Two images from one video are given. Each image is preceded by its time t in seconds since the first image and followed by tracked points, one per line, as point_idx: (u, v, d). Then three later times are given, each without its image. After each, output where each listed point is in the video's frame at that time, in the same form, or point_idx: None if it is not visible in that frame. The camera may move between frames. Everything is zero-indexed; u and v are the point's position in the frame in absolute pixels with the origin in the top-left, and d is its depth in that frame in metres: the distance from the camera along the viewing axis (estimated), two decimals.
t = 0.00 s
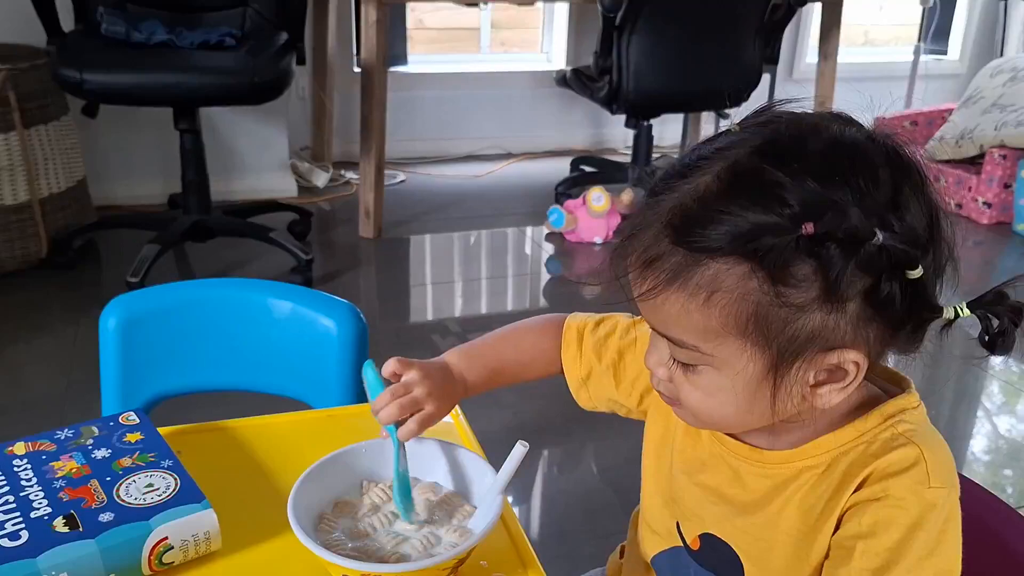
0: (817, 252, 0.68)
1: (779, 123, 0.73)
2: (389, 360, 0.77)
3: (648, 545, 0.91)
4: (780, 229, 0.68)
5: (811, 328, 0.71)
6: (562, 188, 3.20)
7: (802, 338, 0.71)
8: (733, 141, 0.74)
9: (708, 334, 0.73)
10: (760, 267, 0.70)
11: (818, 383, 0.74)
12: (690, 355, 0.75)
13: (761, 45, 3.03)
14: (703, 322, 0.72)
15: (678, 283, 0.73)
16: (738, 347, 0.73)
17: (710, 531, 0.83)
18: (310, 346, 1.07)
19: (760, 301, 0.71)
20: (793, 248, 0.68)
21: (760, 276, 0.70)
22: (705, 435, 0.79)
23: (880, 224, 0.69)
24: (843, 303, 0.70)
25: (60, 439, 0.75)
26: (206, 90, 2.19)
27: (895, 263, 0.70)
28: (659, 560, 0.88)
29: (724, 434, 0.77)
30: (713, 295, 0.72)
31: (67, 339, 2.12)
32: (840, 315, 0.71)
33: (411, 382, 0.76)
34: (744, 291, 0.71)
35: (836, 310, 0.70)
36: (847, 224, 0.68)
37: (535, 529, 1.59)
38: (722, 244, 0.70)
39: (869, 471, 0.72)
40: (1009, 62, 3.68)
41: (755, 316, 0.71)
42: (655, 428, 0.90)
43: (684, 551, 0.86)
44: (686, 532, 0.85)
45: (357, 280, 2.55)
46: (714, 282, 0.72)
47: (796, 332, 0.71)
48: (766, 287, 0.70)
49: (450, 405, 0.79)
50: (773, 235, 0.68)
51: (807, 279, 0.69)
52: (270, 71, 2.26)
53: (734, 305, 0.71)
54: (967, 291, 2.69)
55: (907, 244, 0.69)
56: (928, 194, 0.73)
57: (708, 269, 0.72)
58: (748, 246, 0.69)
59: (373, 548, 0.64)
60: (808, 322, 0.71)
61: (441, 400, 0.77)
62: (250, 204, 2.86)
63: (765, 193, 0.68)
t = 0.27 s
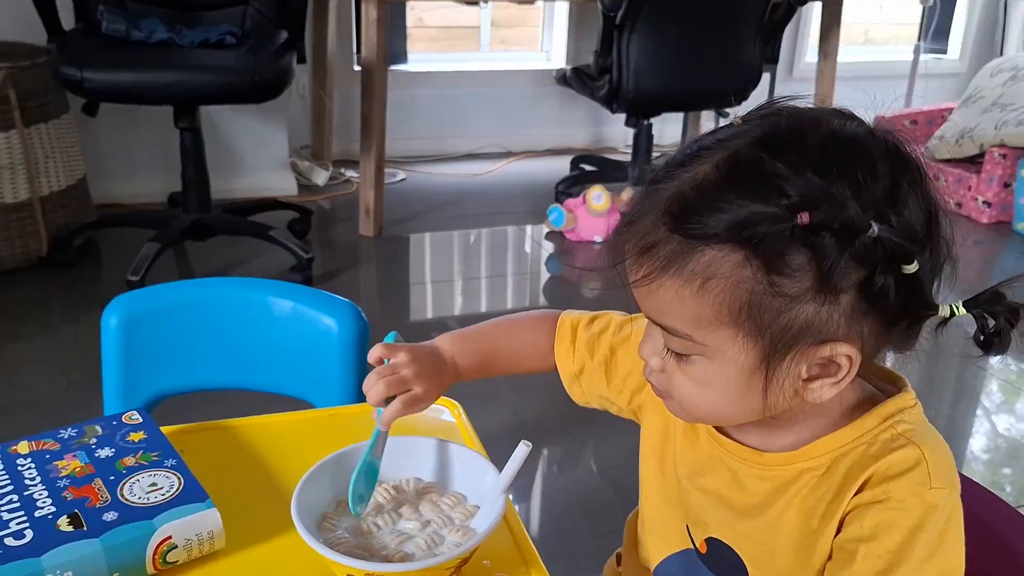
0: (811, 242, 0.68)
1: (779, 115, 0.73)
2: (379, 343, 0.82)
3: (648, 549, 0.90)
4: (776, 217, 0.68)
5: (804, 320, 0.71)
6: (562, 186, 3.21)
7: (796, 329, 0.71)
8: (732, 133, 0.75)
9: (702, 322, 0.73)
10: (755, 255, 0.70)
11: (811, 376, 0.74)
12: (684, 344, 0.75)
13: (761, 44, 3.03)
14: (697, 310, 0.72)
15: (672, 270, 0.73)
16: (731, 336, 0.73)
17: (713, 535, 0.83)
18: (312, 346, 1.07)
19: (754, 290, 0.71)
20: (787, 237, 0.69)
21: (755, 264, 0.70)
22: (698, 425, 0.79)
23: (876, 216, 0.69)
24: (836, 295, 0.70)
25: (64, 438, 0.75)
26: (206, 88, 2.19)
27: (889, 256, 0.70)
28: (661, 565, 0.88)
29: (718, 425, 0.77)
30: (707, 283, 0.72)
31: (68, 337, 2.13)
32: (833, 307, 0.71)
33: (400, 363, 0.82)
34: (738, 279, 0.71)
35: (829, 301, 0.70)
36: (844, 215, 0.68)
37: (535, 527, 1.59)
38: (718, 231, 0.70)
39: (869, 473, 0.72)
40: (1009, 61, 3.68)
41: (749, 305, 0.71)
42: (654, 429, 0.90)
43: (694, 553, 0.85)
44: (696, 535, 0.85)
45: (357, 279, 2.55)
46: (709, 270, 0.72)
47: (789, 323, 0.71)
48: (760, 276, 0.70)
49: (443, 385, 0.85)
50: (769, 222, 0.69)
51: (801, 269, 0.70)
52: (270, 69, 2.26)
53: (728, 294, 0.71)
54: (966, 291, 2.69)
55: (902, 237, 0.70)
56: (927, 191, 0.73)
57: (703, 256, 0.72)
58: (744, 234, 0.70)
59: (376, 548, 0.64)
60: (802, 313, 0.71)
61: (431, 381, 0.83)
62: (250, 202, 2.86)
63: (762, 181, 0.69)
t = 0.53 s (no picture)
0: (791, 226, 0.69)
1: (765, 105, 0.74)
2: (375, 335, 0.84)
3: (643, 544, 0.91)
4: (758, 202, 0.69)
5: (786, 305, 0.72)
6: (563, 185, 3.21)
7: (777, 314, 0.72)
8: (720, 123, 0.76)
9: (686, 307, 0.74)
10: (737, 240, 0.71)
11: (794, 362, 0.74)
12: (668, 329, 0.76)
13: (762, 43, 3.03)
14: (681, 295, 0.73)
15: (657, 254, 0.74)
16: (714, 321, 0.73)
17: (712, 528, 0.83)
18: (320, 343, 1.08)
19: (736, 274, 0.72)
20: (768, 221, 0.69)
21: (737, 249, 0.71)
22: (683, 411, 0.80)
23: (858, 202, 0.69)
24: (816, 280, 0.71)
25: (78, 433, 0.76)
26: (210, 86, 2.20)
27: (871, 243, 0.70)
28: (658, 560, 0.89)
29: (702, 409, 0.78)
30: (690, 267, 0.73)
31: (72, 334, 2.14)
32: (814, 292, 0.71)
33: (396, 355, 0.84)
34: (721, 264, 0.72)
35: (810, 287, 0.71)
36: (825, 200, 0.68)
37: (537, 524, 1.60)
38: (701, 216, 0.71)
39: (869, 463, 0.73)
40: (1009, 61, 3.68)
41: (731, 289, 0.72)
42: (648, 425, 0.91)
43: (689, 546, 0.86)
44: (690, 529, 0.86)
45: (360, 277, 2.56)
46: (692, 254, 0.73)
47: (770, 308, 0.72)
48: (741, 260, 0.71)
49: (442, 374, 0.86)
50: (751, 207, 0.70)
51: (782, 253, 0.70)
52: (274, 68, 2.27)
53: (711, 278, 0.72)
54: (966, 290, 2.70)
55: (884, 223, 0.70)
56: (912, 182, 0.73)
57: (687, 240, 0.73)
58: (727, 218, 0.70)
59: (388, 541, 0.65)
60: (783, 298, 0.71)
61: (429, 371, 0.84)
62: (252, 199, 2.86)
63: (742, 167, 0.70)
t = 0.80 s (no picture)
0: (775, 209, 0.69)
1: (752, 94, 0.75)
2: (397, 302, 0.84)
3: (635, 532, 0.91)
4: (742, 185, 0.69)
5: (770, 290, 0.71)
6: (564, 182, 3.21)
7: (761, 299, 0.71)
8: (708, 111, 0.76)
9: (671, 291, 0.73)
10: (722, 222, 0.70)
11: (777, 349, 0.74)
12: (654, 313, 0.75)
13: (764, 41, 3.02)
14: (666, 278, 0.73)
15: (644, 237, 0.74)
16: (699, 305, 0.73)
17: (701, 517, 0.83)
18: (323, 340, 1.08)
19: (721, 258, 0.71)
20: (752, 205, 0.69)
21: (722, 232, 0.71)
22: (670, 398, 0.79)
23: (841, 187, 0.69)
24: (800, 264, 0.70)
25: (81, 431, 0.76)
26: (213, 84, 2.20)
27: (854, 229, 0.70)
28: (649, 549, 0.89)
29: (688, 395, 0.77)
30: (676, 250, 0.72)
31: (74, 331, 2.14)
32: (797, 277, 0.71)
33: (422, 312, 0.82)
34: (706, 247, 0.71)
35: (793, 271, 0.70)
36: (808, 184, 0.68)
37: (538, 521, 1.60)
38: (687, 199, 0.71)
39: (861, 453, 0.73)
40: (1010, 59, 3.68)
41: (716, 273, 0.71)
42: (643, 415, 0.91)
43: (679, 536, 0.86)
44: (680, 519, 0.86)
45: (361, 274, 2.55)
46: (678, 238, 0.72)
47: (754, 293, 0.71)
48: (726, 244, 0.71)
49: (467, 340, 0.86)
50: (735, 190, 0.69)
51: (766, 237, 0.70)
52: (276, 65, 2.26)
53: (695, 262, 0.72)
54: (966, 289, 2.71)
55: (866, 208, 0.70)
56: (895, 171, 0.73)
57: (673, 224, 0.73)
58: (712, 201, 0.70)
59: (391, 539, 0.65)
60: (766, 283, 0.71)
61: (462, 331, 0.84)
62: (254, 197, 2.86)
63: (730, 150, 0.70)
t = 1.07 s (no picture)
0: (774, 186, 0.66)
1: (751, 78, 0.72)
2: (469, 252, 0.88)
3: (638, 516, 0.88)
4: (741, 163, 0.67)
5: (766, 271, 0.68)
6: (557, 176, 3.19)
7: (757, 280, 0.68)
8: (706, 93, 0.74)
9: (665, 270, 0.70)
10: (720, 199, 0.67)
11: (772, 334, 0.71)
12: (647, 295, 0.72)
13: (757, 33, 2.96)
14: (661, 257, 0.70)
15: (640, 215, 0.71)
16: (694, 287, 0.69)
17: (695, 504, 0.79)
18: (313, 335, 1.05)
19: (718, 237, 0.68)
20: (750, 183, 0.66)
21: (720, 210, 0.68)
22: (662, 386, 0.76)
23: (839, 168, 0.67)
24: (795, 245, 0.67)
25: (62, 429, 0.74)
26: (202, 74, 2.16)
27: (852, 210, 0.67)
28: (648, 533, 0.85)
29: (681, 382, 0.74)
30: (672, 228, 0.69)
31: (60, 325, 2.10)
32: (794, 258, 0.67)
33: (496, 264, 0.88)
34: (702, 225, 0.68)
35: (790, 252, 0.67)
36: (809, 163, 0.66)
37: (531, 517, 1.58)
38: (684, 176, 0.68)
39: (854, 445, 0.68)
40: (1002, 54, 3.66)
41: (712, 252, 0.68)
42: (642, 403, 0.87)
43: (673, 524, 0.82)
44: (674, 506, 0.82)
45: (352, 267, 2.53)
46: (675, 215, 0.69)
47: (750, 274, 0.68)
48: (723, 222, 0.68)
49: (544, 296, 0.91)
50: (734, 167, 0.67)
51: (764, 215, 0.67)
52: (266, 55, 2.23)
53: (691, 242, 0.69)
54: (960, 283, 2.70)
55: (863, 191, 0.68)
56: (891, 157, 0.71)
57: (670, 201, 0.69)
58: (710, 177, 0.67)
59: (383, 543, 0.63)
60: (763, 263, 0.68)
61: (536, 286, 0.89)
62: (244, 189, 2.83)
63: (732, 129, 0.67)
